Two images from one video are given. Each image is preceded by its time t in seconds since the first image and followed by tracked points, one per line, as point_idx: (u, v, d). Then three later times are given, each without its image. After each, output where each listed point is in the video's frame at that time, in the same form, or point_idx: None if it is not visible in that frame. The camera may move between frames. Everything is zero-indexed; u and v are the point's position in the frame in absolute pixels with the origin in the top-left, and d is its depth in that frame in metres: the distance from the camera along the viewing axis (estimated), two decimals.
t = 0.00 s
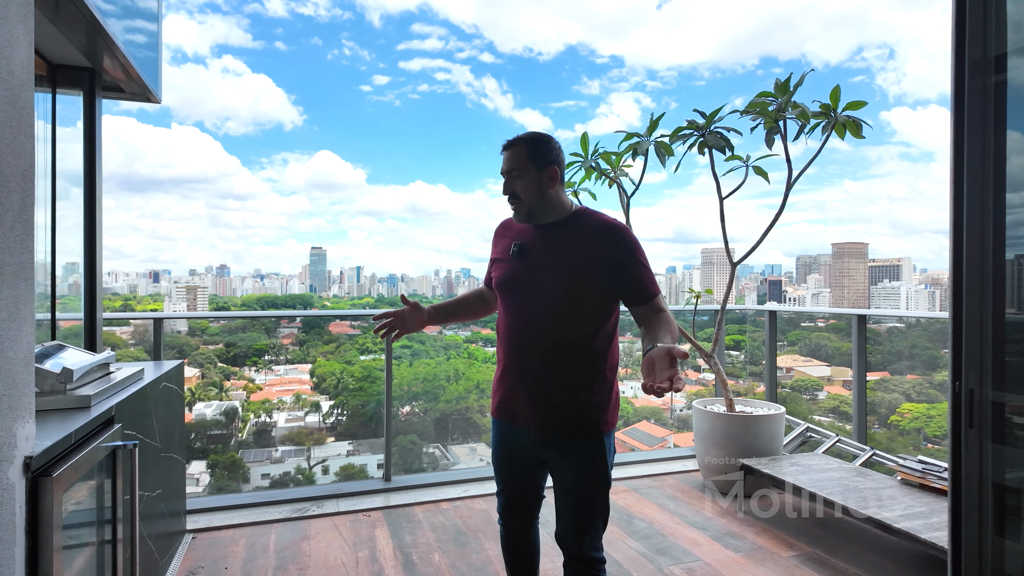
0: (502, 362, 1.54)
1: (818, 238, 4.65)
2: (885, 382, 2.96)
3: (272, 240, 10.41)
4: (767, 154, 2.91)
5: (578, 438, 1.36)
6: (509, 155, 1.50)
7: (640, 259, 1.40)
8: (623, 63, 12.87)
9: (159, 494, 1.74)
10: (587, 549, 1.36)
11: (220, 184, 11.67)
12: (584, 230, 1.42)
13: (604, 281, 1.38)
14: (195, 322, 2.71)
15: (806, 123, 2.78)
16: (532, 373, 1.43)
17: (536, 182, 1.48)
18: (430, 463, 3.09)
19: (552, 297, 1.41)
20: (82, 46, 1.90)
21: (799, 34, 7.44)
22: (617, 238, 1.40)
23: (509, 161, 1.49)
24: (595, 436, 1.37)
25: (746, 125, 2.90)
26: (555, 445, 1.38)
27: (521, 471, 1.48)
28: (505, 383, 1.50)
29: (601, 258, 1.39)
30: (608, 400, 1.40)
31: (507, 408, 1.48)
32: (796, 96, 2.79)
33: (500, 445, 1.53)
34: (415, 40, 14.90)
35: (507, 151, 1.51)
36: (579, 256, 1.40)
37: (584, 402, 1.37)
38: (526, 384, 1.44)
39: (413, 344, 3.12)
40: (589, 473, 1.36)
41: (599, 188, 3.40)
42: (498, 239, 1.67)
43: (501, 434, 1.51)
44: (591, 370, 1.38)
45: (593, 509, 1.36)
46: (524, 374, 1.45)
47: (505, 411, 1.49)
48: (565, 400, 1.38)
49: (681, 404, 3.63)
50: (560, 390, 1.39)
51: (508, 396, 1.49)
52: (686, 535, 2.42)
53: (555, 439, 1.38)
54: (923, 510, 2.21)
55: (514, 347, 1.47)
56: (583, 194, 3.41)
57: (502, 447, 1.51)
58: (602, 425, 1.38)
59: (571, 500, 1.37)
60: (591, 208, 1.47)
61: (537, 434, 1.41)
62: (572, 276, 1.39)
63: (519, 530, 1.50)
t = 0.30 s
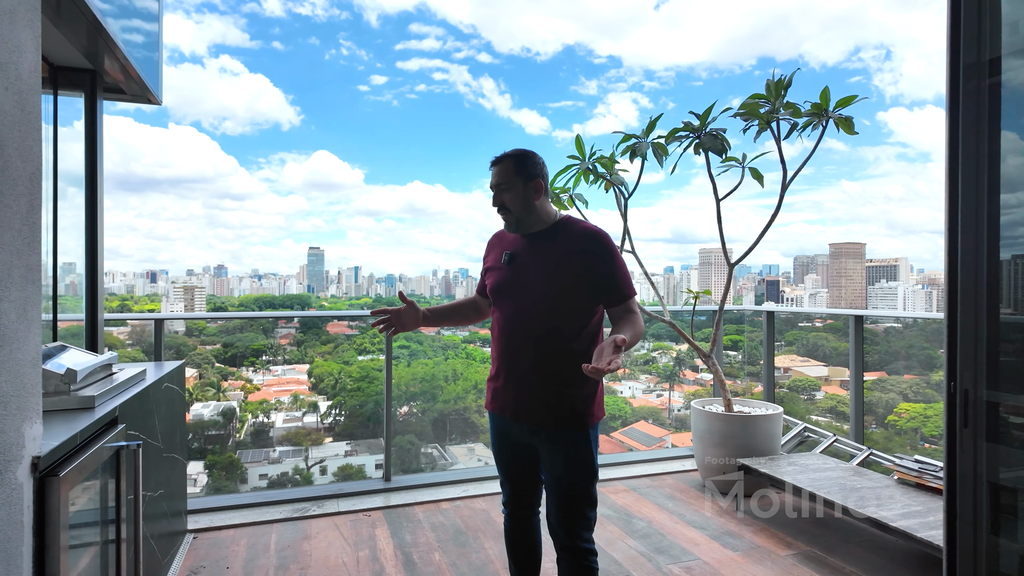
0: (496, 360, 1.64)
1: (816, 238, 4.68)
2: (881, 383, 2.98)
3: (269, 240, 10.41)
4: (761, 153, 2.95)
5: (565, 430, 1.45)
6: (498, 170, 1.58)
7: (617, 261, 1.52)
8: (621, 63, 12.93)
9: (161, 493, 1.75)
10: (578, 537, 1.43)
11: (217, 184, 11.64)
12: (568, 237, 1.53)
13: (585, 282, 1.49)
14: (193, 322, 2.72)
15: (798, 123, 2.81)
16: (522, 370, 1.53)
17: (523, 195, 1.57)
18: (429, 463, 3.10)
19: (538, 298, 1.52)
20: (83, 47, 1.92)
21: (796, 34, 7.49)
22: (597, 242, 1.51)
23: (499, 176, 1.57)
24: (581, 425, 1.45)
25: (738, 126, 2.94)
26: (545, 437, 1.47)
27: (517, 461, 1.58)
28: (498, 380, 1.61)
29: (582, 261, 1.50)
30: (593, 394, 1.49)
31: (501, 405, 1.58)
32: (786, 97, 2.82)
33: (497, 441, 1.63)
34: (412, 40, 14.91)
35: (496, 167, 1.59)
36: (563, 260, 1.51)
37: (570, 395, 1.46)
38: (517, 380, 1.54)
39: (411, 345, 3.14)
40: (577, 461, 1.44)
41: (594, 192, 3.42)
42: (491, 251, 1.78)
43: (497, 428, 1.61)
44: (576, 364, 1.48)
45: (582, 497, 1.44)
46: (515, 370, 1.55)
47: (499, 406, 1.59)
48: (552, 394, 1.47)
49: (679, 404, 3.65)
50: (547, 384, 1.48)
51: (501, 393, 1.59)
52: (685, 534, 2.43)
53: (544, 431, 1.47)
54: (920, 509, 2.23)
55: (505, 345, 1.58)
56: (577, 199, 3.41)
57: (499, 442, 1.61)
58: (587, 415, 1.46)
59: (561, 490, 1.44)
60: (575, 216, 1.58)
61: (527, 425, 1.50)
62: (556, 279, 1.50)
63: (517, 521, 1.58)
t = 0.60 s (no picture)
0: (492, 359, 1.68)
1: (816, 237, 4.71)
2: (881, 382, 2.99)
3: (268, 241, 10.44)
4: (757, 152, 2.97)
5: (558, 419, 1.49)
6: (486, 183, 1.61)
7: (605, 260, 1.58)
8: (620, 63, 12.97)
9: (162, 493, 1.75)
10: (572, 524, 1.46)
11: (217, 184, 11.63)
12: (557, 240, 1.59)
13: (574, 280, 1.55)
14: (192, 323, 2.73)
15: (796, 123, 2.80)
16: (516, 364, 1.57)
17: (511, 206, 1.60)
18: (428, 463, 3.11)
19: (530, 296, 1.57)
20: (84, 49, 1.93)
21: (795, 34, 7.57)
22: (586, 243, 1.56)
23: (488, 188, 1.60)
24: (574, 418, 1.49)
25: (735, 128, 2.95)
26: (539, 427, 1.51)
27: (513, 455, 1.62)
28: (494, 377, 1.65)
29: (571, 261, 1.56)
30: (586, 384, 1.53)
31: (497, 400, 1.62)
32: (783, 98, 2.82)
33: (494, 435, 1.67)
34: (412, 40, 14.92)
35: (483, 181, 1.62)
36: (553, 260, 1.56)
37: (563, 388, 1.50)
38: (512, 376, 1.58)
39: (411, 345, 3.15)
40: (570, 453, 1.48)
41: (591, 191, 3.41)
42: (485, 259, 1.82)
43: (494, 424, 1.64)
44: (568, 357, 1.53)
45: (576, 485, 1.48)
46: (510, 366, 1.59)
47: (495, 402, 1.63)
48: (545, 386, 1.52)
49: (679, 404, 3.66)
50: (540, 377, 1.53)
51: (497, 389, 1.63)
52: (683, 534, 2.44)
53: (538, 421, 1.51)
54: (917, 508, 2.24)
55: (500, 342, 1.62)
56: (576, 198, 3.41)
57: (496, 437, 1.65)
58: (579, 409, 1.50)
59: (555, 478, 1.48)
60: (563, 222, 1.62)
61: (522, 420, 1.54)
62: (547, 277, 1.55)
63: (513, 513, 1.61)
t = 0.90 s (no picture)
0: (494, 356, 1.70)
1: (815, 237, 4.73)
2: (880, 383, 3.00)
3: (268, 241, 10.47)
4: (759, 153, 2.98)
5: (558, 415, 1.51)
6: (490, 186, 1.64)
7: (605, 259, 1.60)
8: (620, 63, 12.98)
9: (164, 492, 1.77)
10: (570, 516, 1.50)
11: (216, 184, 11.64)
12: (558, 240, 1.61)
13: (575, 278, 1.59)
14: (192, 323, 2.74)
15: (798, 125, 2.81)
16: (516, 360, 1.60)
17: (514, 208, 1.63)
18: (428, 463, 3.12)
19: (531, 294, 1.59)
20: (86, 50, 1.94)
21: (795, 34, 7.57)
22: (586, 243, 1.59)
23: (492, 192, 1.63)
24: (573, 414, 1.52)
25: (739, 126, 2.95)
26: (538, 423, 1.53)
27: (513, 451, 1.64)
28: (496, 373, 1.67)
29: (571, 260, 1.59)
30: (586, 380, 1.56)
31: (497, 394, 1.64)
32: (785, 99, 2.82)
33: (493, 429, 1.69)
34: (412, 39, 14.93)
35: (486, 186, 1.66)
36: (555, 259, 1.59)
37: (562, 385, 1.53)
38: (513, 373, 1.60)
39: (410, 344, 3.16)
40: (568, 449, 1.51)
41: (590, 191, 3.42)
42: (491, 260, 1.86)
43: (495, 420, 1.67)
44: (568, 354, 1.55)
45: (575, 478, 1.51)
46: (511, 363, 1.61)
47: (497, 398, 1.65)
48: (545, 381, 1.54)
49: (678, 404, 3.67)
50: (541, 372, 1.55)
51: (497, 384, 1.65)
52: (682, 532, 2.45)
53: (538, 416, 1.53)
54: (914, 506, 2.25)
55: (503, 339, 1.64)
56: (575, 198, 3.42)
57: (495, 431, 1.67)
58: (578, 405, 1.53)
59: (554, 472, 1.51)
60: (564, 224, 1.65)
61: (522, 415, 1.56)
62: (548, 276, 1.59)
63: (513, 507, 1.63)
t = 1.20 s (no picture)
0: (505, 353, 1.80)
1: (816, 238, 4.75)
2: (880, 383, 3.01)
3: (268, 241, 10.51)
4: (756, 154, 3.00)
5: (568, 413, 1.62)
6: (506, 190, 1.77)
7: (612, 264, 1.69)
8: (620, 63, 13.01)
9: (169, 487, 1.79)
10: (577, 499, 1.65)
11: (217, 185, 11.66)
12: (568, 246, 1.72)
13: (582, 282, 1.69)
14: (192, 322, 2.77)
15: (793, 124, 2.85)
16: (526, 358, 1.70)
17: (528, 211, 1.76)
18: (428, 463, 3.15)
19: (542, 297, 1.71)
20: (92, 51, 1.96)
21: (795, 34, 7.60)
22: (593, 248, 1.68)
23: (507, 196, 1.75)
24: (580, 409, 1.63)
25: (733, 128, 2.98)
26: (547, 417, 1.64)
27: (521, 444, 1.73)
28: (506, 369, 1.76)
29: (579, 265, 1.69)
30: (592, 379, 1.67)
31: (507, 391, 1.74)
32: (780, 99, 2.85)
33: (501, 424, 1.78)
34: (411, 40, 14.96)
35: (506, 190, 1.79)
36: (564, 263, 1.71)
37: (570, 382, 1.63)
38: (523, 370, 1.70)
39: (410, 344, 3.18)
40: (575, 441, 1.62)
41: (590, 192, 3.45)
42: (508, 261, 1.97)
43: (505, 414, 1.76)
44: (575, 354, 1.66)
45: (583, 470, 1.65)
46: (522, 361, 1.71)
47: (508, 393, 1.74)
48: (555, 381, 1.64)
49: (678, 404, 3.70)
50: (550, 372, 1.65)
51: (508, 380, 1.74)
52: (681, 528, 2.48)
53: (548, 413, 1.64)
54: (911, 503, 2.27)
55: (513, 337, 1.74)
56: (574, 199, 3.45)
57: (504, 426, 1.76)
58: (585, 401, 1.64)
59: (563, 464, 1.64)
60: (574, 228, 1.76)
61: (532, 410, 1.67)
62: (557, 279, 1.70)
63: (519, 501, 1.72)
